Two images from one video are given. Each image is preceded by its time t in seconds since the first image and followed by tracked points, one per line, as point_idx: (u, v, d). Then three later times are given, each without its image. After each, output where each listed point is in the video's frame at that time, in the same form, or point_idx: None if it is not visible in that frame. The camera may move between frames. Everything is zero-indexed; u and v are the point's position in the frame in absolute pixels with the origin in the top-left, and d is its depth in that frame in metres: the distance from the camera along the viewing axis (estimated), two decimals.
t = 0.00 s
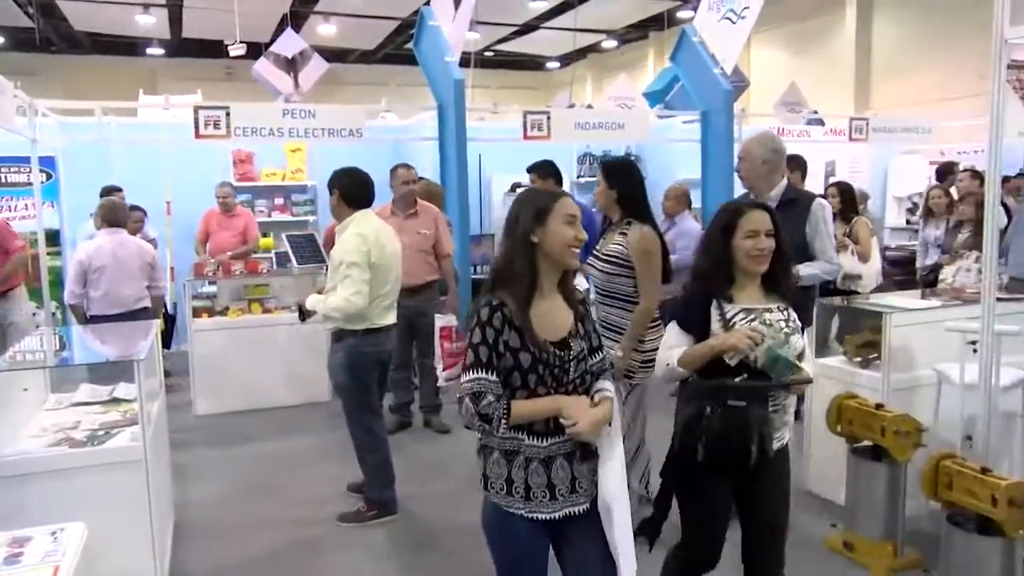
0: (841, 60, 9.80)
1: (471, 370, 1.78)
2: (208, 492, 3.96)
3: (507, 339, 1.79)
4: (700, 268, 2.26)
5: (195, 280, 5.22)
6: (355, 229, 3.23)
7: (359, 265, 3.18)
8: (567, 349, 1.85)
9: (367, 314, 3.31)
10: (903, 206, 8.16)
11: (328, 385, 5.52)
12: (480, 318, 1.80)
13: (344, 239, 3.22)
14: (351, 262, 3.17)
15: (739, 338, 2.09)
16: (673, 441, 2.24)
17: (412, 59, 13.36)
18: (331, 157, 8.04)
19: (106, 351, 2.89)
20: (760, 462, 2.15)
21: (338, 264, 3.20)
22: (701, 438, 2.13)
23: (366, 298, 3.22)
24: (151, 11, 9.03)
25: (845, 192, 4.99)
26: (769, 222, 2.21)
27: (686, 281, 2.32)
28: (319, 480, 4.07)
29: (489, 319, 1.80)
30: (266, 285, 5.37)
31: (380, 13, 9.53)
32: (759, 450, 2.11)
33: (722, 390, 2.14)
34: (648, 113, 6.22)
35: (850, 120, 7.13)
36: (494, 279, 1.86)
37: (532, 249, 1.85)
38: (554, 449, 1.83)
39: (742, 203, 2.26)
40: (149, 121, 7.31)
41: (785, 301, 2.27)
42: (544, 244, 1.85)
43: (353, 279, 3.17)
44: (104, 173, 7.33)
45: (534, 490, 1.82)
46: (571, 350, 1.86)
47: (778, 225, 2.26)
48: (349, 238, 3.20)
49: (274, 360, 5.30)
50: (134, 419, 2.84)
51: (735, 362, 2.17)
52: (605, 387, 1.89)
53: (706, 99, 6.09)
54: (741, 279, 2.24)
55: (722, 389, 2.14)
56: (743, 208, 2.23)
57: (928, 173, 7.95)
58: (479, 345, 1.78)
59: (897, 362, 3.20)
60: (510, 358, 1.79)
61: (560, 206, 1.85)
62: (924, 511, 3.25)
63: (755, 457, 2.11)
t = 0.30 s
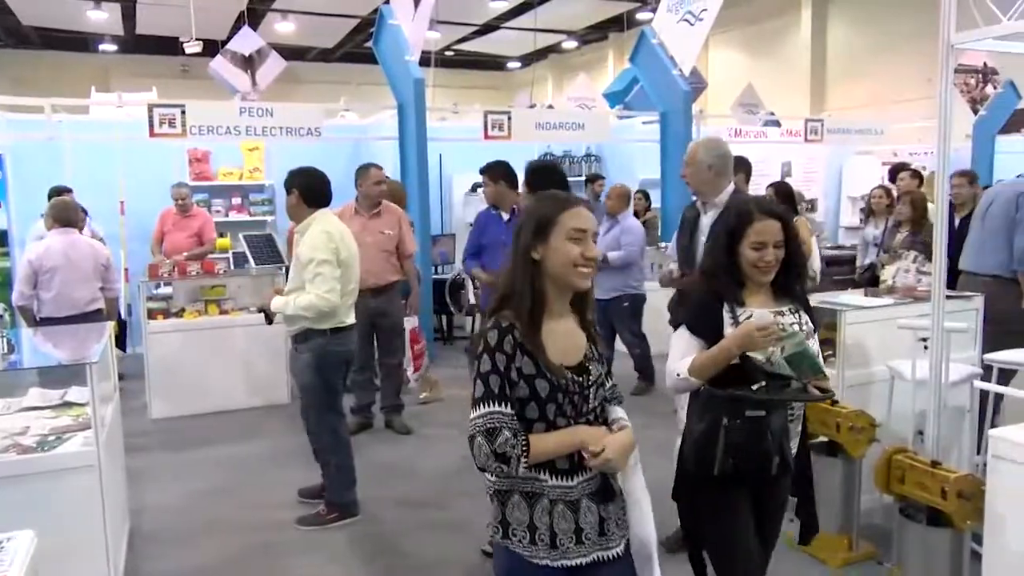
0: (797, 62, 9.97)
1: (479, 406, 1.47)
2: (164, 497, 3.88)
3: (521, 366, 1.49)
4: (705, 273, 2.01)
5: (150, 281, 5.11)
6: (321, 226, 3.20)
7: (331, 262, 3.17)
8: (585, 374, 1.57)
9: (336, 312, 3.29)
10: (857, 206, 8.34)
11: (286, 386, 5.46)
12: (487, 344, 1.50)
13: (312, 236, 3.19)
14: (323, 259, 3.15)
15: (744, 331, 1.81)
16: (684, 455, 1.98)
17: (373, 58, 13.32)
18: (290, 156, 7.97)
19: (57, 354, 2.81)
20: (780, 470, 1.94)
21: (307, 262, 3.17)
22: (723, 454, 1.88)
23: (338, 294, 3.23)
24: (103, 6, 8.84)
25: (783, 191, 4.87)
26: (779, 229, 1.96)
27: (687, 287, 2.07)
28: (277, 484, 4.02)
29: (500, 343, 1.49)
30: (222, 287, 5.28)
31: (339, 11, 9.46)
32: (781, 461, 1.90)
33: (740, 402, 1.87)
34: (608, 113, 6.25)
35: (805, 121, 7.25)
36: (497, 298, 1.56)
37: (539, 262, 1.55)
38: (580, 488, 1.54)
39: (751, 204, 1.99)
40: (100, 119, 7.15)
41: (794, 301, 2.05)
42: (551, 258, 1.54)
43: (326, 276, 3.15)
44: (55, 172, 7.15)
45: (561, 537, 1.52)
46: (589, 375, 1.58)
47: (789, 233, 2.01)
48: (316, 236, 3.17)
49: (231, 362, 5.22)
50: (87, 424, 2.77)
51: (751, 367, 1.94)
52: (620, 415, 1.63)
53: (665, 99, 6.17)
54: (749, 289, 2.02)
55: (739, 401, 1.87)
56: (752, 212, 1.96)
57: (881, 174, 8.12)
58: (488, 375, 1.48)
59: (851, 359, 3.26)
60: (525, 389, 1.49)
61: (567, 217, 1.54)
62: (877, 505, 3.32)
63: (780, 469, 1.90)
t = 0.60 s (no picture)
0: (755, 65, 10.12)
1: (483, 424, 1.36)
2: (119, 502, 3.80)
3: (536, 381, 1.35)
4: (711, 292, 1.89)
5: (105, 282, 5.00)
6: (289, 224, 3.23)
7: (304, 258, 3.21)
8: (617, 391, 1.41)
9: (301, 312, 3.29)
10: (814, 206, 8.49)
11: (246, 388, 5.39)
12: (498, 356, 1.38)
13: (282, 234, 3.20)
14: (297, 255, 3.18)
15: (778, 359, 1.68)
16: (705, 497, 1.79)
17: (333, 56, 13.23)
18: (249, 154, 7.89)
19: (7, 357, 2.72)
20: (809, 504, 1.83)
21: (278, 259, 3.17)
22: (762, 492, 1.71)
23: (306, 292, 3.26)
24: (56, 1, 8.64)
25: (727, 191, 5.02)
26: (790, 240, 1.89)
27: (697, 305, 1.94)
28: (237, 487, 3.97)
29: (511, 355, 1.38)
30: (180, 288, 5.23)
31: (300, 9, 9.37)
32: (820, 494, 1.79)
33: (779, 433, 1.73)
34: (569, 113, 6.28)
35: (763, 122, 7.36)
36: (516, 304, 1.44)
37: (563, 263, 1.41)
38: (605, 521, 1.40)
39: (763, 213, 1.93)
40: (53, 115, 6.99)
41: (801, 317, 1.98)
42: (574, 262, 1.39)
43: (300, 272, 3.18)
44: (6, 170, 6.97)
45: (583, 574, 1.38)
46: (623, 393, 1.42)
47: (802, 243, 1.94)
48: (287, 233, 3.19)
49: (189, 364, 5.14)
50: (38, 429, 2.69)
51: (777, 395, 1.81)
52: (667, 437, 1.45)
53: (626, 99, 6.22)
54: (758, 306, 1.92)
55: (777, 432, 1.73)
56: (763, 223, 1.90)
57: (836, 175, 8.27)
58: (496, 390, 1.36)
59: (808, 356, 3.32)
60: (539, 408, 1.36)
61: (591, 214, 1.39)
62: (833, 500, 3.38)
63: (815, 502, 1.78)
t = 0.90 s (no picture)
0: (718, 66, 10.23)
1: (523, 475, 1.17)
2: (77, 508, 3.72)
3: (584, 424, 1.18)
4: (735, 292, 1.81)
5: (61, 284, 4.90)
6: (255, 222, 3.24)
7: (274, 255, 3.24)
8: (677, 435, 1.23)
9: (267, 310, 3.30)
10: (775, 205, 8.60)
11: (208, 391, 5.32)
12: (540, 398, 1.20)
13: (250, 232, 3.20)
14: (269, 252, 3.21)
15: (834, 367, 1.56)
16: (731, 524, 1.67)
17: (296, 55, 13.13)
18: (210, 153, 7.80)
19: None
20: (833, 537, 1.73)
21: (250, 256, 3.17)
22: (797, 518, 1.62)
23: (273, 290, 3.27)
24: None
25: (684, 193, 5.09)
26: (816, 232, 1.78)
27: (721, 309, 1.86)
28: (199, 491, 3.91)
29: (554, 395, 1.20)
30: (140, 288, 5.12)
31: (262, 7, 9.28)
32: (852, 520, 1.68)
33: (817, 453, 1.63)
34: (534, 113, 6.28)
35: (725, 123, 7.44)
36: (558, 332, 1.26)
37: (611, 288, 1.22)
38: None
39: (781, 206, 1.83)
40: (8, 113, 6.87)
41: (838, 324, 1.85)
42: (629, 286, 1.19)
43: (273, 268, 3.21)
44: None
45: None
46: (683, 437, 1.24)
47: (829, 235, 1.81)
48: (256, 230, 3.21)
49: (149, 367, 5.06)
50: None
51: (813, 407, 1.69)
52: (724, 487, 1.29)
53: (591, 99, 6.20)
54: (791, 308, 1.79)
55: (816, 452, 1.63)
56: (780, 213, 1.81)
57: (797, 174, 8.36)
58: (538, 436, 1.18)
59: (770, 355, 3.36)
60: (590, 456, 1.18)
61: (648, 230, 1.20)
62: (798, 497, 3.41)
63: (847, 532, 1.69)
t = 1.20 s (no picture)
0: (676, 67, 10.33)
1: (615, 530, 0.90)
2: (26, 516, 3.63)
3: (681, 459, 0.92)
4: (789, 304, 1.66)
5: (8, 285, 4.77)
6: (209, 220, 3.21)
7: (231, 252, 3.22)
8: (763, 462, 1.02)
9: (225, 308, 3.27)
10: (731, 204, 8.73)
11: (162, 393, 5.23)
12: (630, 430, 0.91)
13: (205, 229, 3.16)
14: (226, 249, 3.19)
15: (892, 387, 1.41)
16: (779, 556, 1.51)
17: (251, 52, 12.98)
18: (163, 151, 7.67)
19: None
20: None
21: (206, 253, 3.14)
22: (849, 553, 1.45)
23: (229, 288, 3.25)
24: None
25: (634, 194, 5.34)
26: (879, 242, 1.64)
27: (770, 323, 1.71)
28: (153, 497, 3.83)
29: (647, 424, 0.92)
30: (91, 290, 5.00)
31: (217, 3, 9.14)
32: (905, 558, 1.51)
33: (871, 484, 1.45)
34: (494, 113, 6.27)
35: (683, 124, 7.51)
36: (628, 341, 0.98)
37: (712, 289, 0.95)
38: None
39: (839, 213, 1.69)
40: None
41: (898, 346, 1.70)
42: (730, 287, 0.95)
43: (231, 265, 3.19)
44: None
45: None
46: (767, 463, 1.03)
47: (892, 247, 1.67)
48: (212, 227, 3.18)
49: (101, 370, 4.95)
50: None
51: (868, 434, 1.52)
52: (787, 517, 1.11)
53: (549, 99, 6.12)
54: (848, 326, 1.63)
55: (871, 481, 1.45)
56: (842, 220, 1.66)
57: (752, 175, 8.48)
58: (630, 478, 0.90)
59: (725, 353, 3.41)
60: (686, 497, 0.92)
61: (753, 221, 0.97)
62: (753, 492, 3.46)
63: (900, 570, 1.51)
